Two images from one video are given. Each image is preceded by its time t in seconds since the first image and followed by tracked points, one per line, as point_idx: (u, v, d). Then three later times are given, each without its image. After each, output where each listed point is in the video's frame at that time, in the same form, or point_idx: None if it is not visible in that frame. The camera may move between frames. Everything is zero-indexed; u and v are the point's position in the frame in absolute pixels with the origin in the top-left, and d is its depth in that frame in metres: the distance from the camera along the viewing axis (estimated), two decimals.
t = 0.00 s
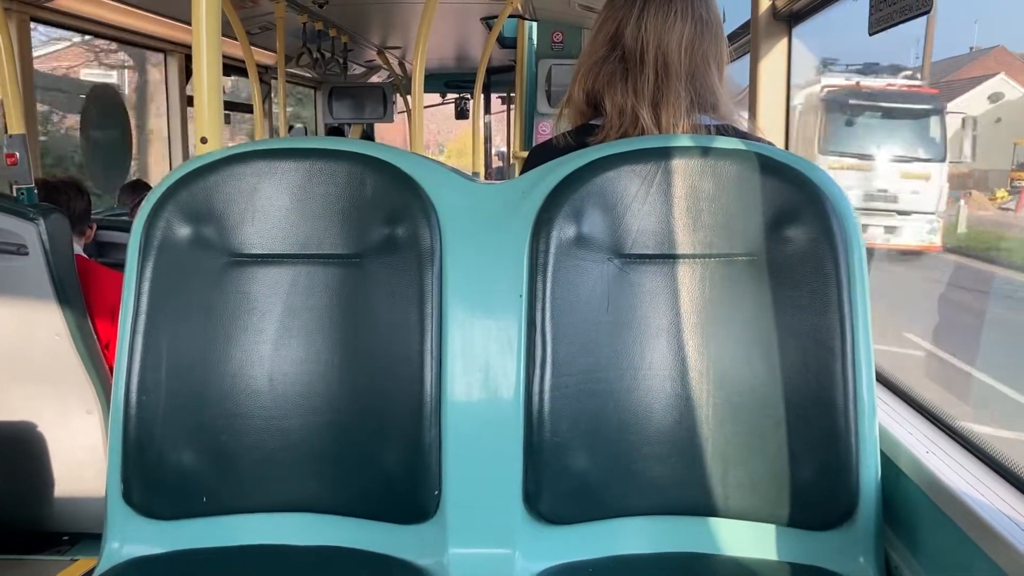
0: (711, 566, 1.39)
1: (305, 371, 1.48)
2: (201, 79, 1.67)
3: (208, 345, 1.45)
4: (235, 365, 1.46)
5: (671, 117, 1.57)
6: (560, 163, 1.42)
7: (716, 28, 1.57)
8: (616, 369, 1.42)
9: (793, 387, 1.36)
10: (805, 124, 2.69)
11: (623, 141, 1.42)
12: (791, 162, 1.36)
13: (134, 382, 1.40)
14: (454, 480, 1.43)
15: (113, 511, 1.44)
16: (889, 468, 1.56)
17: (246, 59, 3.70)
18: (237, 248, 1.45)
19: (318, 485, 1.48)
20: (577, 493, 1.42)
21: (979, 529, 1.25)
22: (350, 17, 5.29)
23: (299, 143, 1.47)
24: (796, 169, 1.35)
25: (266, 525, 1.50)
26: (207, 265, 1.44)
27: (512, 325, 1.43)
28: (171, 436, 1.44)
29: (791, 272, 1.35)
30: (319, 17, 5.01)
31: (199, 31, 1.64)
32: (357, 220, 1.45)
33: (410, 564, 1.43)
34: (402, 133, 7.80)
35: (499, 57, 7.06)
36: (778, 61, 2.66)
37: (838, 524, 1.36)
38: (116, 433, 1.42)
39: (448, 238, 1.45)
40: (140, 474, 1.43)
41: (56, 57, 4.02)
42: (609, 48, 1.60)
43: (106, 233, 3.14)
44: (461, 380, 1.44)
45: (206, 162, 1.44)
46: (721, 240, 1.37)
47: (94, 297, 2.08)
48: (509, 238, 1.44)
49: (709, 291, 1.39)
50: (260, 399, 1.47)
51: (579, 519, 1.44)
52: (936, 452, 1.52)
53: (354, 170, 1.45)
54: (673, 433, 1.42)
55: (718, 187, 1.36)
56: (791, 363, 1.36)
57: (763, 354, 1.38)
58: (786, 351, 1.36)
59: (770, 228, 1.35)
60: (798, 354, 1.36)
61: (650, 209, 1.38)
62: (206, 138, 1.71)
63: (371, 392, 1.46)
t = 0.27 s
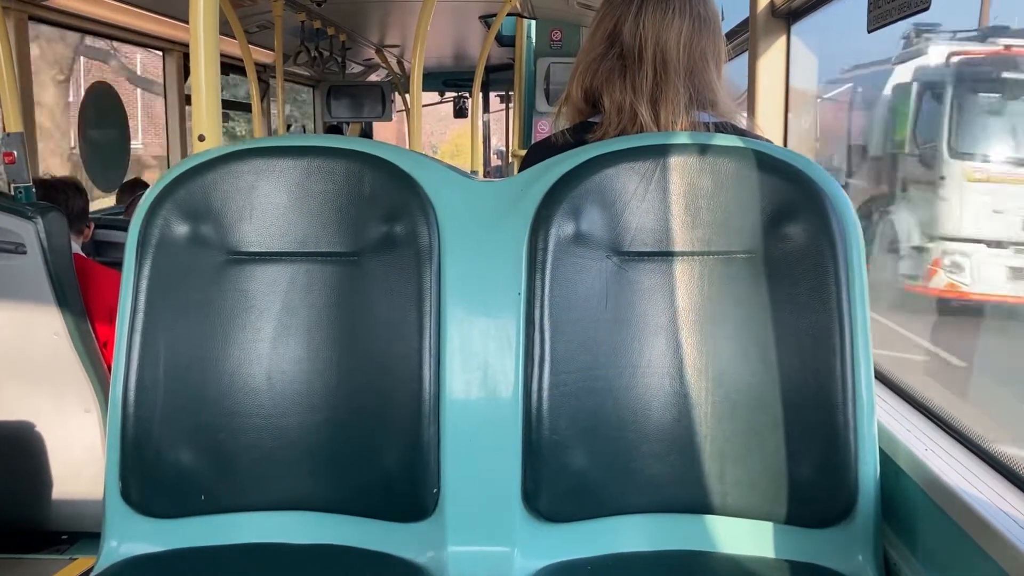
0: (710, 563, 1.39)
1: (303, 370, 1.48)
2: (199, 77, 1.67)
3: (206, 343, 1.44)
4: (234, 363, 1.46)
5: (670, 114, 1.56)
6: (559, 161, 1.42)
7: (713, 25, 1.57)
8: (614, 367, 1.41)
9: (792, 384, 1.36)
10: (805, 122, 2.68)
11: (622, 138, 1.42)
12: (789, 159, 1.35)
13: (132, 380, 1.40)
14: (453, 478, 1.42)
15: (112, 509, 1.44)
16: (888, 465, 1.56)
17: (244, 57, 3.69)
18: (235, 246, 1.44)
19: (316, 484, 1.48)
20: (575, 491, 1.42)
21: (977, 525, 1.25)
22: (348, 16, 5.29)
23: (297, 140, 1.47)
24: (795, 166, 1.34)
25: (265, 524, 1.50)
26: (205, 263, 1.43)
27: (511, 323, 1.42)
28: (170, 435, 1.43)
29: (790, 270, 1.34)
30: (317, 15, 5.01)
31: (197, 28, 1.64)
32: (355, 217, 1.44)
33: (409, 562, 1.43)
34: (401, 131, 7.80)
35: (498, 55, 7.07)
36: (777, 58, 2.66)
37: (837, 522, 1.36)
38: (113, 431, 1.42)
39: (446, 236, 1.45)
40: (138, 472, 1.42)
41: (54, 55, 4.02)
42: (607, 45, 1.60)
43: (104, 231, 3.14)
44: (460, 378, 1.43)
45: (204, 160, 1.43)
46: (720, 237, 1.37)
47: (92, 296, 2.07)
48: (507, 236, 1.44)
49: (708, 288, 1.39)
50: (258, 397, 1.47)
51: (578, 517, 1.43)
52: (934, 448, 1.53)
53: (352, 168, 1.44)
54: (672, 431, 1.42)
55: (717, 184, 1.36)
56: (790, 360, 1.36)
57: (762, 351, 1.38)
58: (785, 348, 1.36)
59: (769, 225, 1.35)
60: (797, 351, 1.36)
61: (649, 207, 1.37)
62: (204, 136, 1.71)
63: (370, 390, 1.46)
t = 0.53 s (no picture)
0: (708, 562, 1.39)
1: (301, 369, 1.48)
2: (197, 77, 1.67)
3: (204, 343, 1.44)
4: (232, 363, 1.46)
5: (667, 113, 1.56)
6: (557, 160, 1.42)
7: (710, 24, 1.57)
8: (613, 365, 1.42)
9: (790, 383, 1.36)
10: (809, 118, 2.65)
11: (619, 137, 1.42)
12: (787, 158, 1.35)
13: (131, 380, 1.40)
14: (452, 478, 1.43)
15: (110, 509, 1.44)
16: (886, 463, 1.57)
17: (243, 57, 3.69)
18: (233, 245, 1.44)
19: (314, 483, 1.48)
20: (574, 490, 1.42)
21: (974, 523, 1.25)
22: (345, 15, 5.29)
23: (295, 140, 1.46)
24: (793, 165, 1.34)
25: (264, 523, 1.50)
26: (204, 263, 1.43)
27: (510, 322, 1.42)
28: (169, 435, 1.43)
29: (788, 268, 1.35)
30: (314, 15, 5.01)
31: (194, 28, 1.64)
32: (353, 217, 1.44)
33: (408, 562, 1.43)
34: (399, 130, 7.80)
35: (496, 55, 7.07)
36: (775, 59, 2.66)
37: (835, 520, 1.36)
38: (112, 431, 1.42)
39: (444, 235, 1.45)
40: (137, 472, 1.42)
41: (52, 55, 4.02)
42: (604, 44, 1.60)
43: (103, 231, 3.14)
44: (459, 377, 1.43)
45: (202, 159, 1.43)
46: (718, 236, 1.37)
47: (91, 296, 2.07)
48: (505, 236, 1.44)
49: (706, 287, 1.39)
50: (257, 397, 1.47)
51: (576, 516, 1.44)
52: (931, 446, 1.53)
53: (350, 167, 1.44)
54: (670, 430, 1.42)
55: (715, 183, 1.36)
56: (788, 359, 1.36)
57: (760, 350, 1.38)
58: (783, 347, 1.37)
59: (767, 224, 1.35)
60: (795, 349, 1.36)
61: (647, 205, 1.38)
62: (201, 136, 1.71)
63: (368, 390, 1.46)
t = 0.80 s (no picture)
0: (708, 565, 1.39)
1: (301, 374, 1.48)
2: (195, 82, 1.67)
3: (203, 348, 1.44)
4: (231, 368, 1.46)
5: (666, 116, 1.57)
6: (555, 164, 1.42)
7: (709, 27, 1.58)
8: (612, 369, 1.42)
9: (789, 385, 1.36)
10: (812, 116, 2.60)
11: (617, 141, 1.42)
12: (784, 160, 1.36)
13: (130, 386, 1.40)
14: (452, 482, 1.42)
15: (110, 515, 1.44)
16: (886, 466, 1.57)
17: (240, 63, 3.69)
18: (232, 251, 1.44)
19: (314, 488, 1.48)
20: (574, 494, 1.42)
21: (974, 524, 1.25)
22: (343, 21, 5.31)
23: (293, 144, 1.46)
24: (790, 168, 1.35)
25: (264, 529, 1.50)
26: (203, 268, 1.43)
27: (509, 326, 1.42)
28: (168, 440, 1.43)
29: (787, 271, 1.35)
30: (312, 20, 5.03)
31: (193, 33, 1.64)
32: (352, 221, 1.44)
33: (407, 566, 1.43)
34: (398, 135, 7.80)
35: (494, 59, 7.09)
36: (773, 61, 2.68)
37: (835, 523, 1.36)
38: (111, 437, 1.41)
39: (443, 239, 1.45)
40: (136, 478, 1.42)
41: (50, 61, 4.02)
42: (603, 47, 1.60)
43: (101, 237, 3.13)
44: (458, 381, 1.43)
45: (200, 164, 1.43)
46: (716, 239, 1.37)
47: (89, 301, 2.07)
48: (504, 240, 1.44)
49: (705, 290, 1.39)
50: (256, 402, 1.47)
51: (576, 520, 1.43)
52: (931, 449, 1.53)
53: (348, 172, 1.44)
54: (670, 433, 1.42)
55: (713, 186, 1.36)
56: (787, 361, 1.36)
57: (759, 352, 1.38)
58: (782, 349, 1.37)
59: (765, 227, 1.35)
60: (794, 352, 1.36)
61: (645, 208, 1.38)
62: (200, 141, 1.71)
63: (368, 394, 1.46)
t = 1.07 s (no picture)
0: None
1: (300, 389, 1.47)
2: (195, 99, 1.68)
3: (202, 364, 1.43)
4: (230, 384, 1.45)
5: (662, 132, 1.57)
6: (556, 178, 1.42)
7: (706, 43, 1.58)
8: (613, 384, 1.41)
9: (791, 401, 1.36)
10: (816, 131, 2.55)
11: (618, 156, 1.42)
12: (785, 175, 1.35)
13: (129, 401, 1.39)
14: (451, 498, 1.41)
15: (107, 531, 1.42)
16: (889, 482, 1.56)
17: (238, 78, 3.69)
18: (231, 266, 1.44)
19: (313, 504, 1.47)
20: (575, 510, 1.41)
21: (979, 541, 1.24)
22: (342, 37, 5.34)
23: (293, 159, 1.46)
24: (791, 183, 1.34)
25: (261, 546, 1.48)
26: (202, 283, 1.43)
27: (509, 341, 1.41)
28: (166, 456, 1.42)
29: (788, 286, 1.34)
30: (310, 36, 5.06)
31: (193, 49, 1.64)
32: (352, 236, 1.44)
33: None
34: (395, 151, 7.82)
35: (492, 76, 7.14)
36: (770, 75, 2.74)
37: (838, 539, 1.35)
38: (109, 453, 1.40)
39: (443, 254, 1.44)
40: (134, 494, 1.41)
41: (49, 76, 4.05)
42: (600, 63, 1.61)
43: (99, 252, 3.12)
44: (459, 396, 1.41)
45: (200, 179, 1.43)
46: (717, 254, 1.37)
47: (87, 316, 2.06)
48: (504, 255, 1.43)
49: (705, 306, 1.38)
50: (255, 418, 1.46)
51: (578, 536, 1.42)
52: (935, 465, 1.52)
53: (348, 187, 1.44)
54: (671, 449, 1.42)
55: (714, 200, 1.35)
56: (788, 377, 1.36)
57: (761, 368, 1.38)
58: (783, 365, 1.36)
59: (766, 242, 1.35)
60: (796, 367, 1.35)
61: (646, 223, 1.37)
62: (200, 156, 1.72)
63: (367, 409, 1.45)
